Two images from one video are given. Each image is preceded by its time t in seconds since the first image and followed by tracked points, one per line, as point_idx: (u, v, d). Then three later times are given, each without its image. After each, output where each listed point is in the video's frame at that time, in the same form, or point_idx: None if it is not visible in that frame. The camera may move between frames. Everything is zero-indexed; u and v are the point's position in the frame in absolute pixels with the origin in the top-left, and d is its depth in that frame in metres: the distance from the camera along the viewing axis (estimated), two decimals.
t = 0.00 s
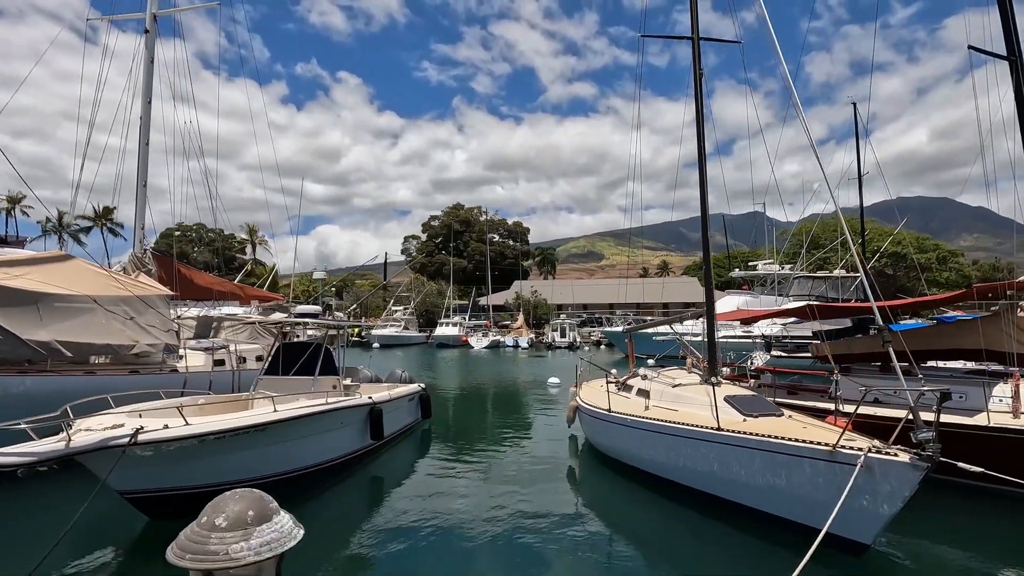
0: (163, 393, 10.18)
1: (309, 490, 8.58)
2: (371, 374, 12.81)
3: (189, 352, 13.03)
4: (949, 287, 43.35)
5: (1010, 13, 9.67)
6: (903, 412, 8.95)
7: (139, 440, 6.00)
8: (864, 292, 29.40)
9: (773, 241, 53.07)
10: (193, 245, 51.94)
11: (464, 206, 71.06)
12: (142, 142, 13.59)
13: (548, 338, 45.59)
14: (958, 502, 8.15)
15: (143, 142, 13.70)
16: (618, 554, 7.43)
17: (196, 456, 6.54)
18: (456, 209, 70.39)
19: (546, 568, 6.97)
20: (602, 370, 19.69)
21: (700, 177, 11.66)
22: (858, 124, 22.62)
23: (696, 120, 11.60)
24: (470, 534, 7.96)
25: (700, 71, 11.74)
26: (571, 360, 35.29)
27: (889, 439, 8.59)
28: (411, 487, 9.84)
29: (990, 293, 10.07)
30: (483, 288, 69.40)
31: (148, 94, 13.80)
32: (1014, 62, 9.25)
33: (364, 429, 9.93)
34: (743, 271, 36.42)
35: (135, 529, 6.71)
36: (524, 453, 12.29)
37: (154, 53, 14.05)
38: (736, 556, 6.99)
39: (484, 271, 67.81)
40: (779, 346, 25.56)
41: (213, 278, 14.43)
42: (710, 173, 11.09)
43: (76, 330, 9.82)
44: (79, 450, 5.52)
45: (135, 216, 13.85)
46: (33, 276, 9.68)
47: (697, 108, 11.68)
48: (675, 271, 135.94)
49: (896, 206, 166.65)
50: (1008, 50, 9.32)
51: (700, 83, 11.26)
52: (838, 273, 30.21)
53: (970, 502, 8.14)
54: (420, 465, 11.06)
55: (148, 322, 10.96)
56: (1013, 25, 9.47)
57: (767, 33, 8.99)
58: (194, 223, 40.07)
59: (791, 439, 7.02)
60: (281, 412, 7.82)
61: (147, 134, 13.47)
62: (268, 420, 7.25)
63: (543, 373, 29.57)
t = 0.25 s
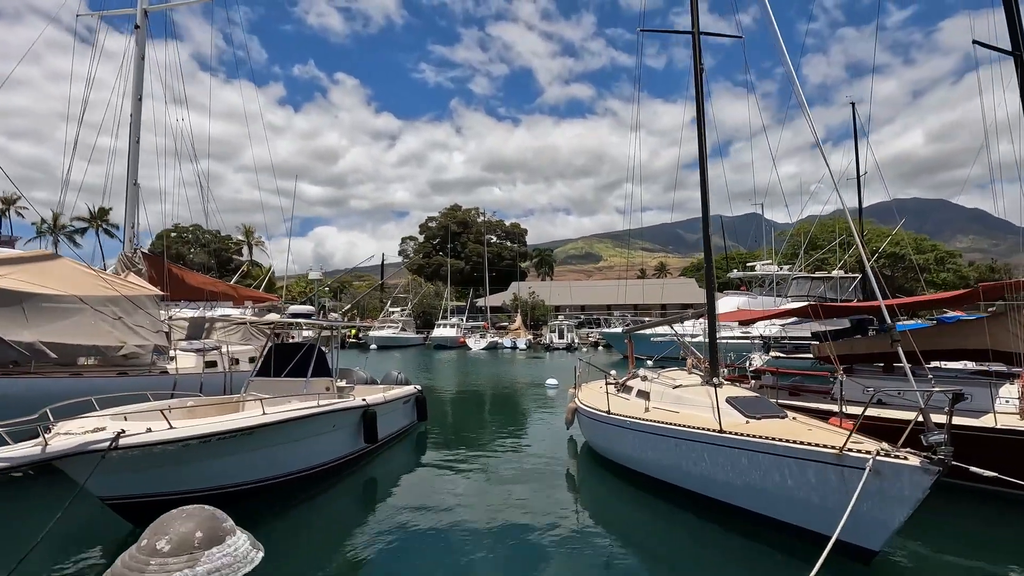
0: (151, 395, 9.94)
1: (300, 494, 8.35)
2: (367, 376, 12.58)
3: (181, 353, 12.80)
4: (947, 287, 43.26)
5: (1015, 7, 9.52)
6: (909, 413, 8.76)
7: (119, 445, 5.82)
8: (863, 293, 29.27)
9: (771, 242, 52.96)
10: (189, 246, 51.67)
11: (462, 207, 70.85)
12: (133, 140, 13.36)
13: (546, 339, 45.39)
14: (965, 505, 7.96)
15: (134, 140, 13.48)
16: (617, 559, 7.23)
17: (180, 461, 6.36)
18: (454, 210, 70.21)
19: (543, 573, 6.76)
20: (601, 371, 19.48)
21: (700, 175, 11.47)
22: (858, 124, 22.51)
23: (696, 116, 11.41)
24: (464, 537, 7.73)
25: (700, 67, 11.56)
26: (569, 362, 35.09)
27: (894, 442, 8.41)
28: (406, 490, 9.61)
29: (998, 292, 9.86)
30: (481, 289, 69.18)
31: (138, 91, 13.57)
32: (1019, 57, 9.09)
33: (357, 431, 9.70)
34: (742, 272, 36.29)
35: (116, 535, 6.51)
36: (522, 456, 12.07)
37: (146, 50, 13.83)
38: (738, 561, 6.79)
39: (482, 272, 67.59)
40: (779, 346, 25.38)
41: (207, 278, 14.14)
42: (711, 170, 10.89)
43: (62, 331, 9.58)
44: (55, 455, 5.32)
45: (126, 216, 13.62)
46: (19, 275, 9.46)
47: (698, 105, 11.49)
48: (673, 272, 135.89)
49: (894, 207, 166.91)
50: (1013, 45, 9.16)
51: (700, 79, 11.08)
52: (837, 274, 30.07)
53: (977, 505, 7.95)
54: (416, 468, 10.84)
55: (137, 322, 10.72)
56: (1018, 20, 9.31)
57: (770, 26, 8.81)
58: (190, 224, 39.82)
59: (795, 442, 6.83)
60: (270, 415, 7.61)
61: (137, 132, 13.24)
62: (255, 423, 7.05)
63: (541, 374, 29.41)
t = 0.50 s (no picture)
0: (141, 396, 9.73)
1: (292, 497, 8.15)
2: (363, 376, 12.38)
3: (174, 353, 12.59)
4: (947, 287, 43.16)
5: None
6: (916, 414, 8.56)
7: (100, 447, 5.62)
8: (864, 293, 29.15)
9: (771, 242, 52.86)
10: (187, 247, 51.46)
11: (461, 208, 70.68)
12: (125, 137, 13.16)
13: (546, 339, 45.22)
14: (976, 509, 7.76)
15: (126, 137, 13.28)
16: (618, 562, 7.02)
17: (166, 463, 6.17)
18: (453, 211, 70.07)
19: None
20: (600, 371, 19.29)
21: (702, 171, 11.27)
22: (858, 123, 22.47)
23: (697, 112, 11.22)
24: (460, 539, 7.53)
25: (701, 63, 11.38)
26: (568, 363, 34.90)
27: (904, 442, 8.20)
28: (401, 491, 9.40)
29: (1007, 290, 9.66)
30: (480, 290, 69.04)
31: (130, 87, 13.38)
32: None
33: (352, 433, 9.51)
34: (742, 272, 36.16)
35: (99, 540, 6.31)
36: (520, 457, 11.86)
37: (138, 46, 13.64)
38: (740, 565, 6.61)
39: (480, 273, 67.41)
40: (779, 347, 25.20)
41: (199, 277, 13.94)
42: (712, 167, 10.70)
43: (50, 330, 9.39)
44: (33, 457, 5.13)
45: (118, 214, 13.41)
46: (7, 272, 9.28)
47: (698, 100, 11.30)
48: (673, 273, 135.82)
49: (892, 207, 166.98)
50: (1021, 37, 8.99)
51: (701, 74, 10.88)
52: (837, 274, 29.93)
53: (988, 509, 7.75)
54: (412, 469, 10.63)
55: (128, 322, 10.54)
56: None
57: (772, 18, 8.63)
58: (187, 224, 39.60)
59: (801, 444, 6.63)
60: (260, 416, 7.41)
61: (129, 128, 13.04)
62: (244, 424, 6.87)
63: (540, 375, 29.27)
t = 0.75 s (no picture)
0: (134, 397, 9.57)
1: (286, 500, 7.96)
2: (362, 377, 12.16)
3: (169, 354, 12.39)
4: (951, 288, 42.87)
5: None
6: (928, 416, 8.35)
7: (84, 450, 5.46)
8: (867, 293, 28.90)
9: (773, 242, 52.60)
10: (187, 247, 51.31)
11: (462, 208, 70.48)
12: (120, 134, 12.98)
13: (547, 340, 44.97)
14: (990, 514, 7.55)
15: (121, 135, 13.11)
16: (621, 567, 6.82)
17: (151, 466, 6.04)
18: (454, 211, 69.90)
19: None
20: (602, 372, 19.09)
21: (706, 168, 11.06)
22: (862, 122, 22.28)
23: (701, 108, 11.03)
24: (457, 542, 7.32)
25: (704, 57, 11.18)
26: (570, 363, 34.67)
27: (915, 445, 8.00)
28: (399, 493, 9.20)
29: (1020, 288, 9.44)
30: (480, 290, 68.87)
31: (126, 84, 13.21)
32: None
33: (348, 435, 9.32)
34: (744, 272, 35.90)
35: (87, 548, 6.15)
36: (521, 459, 11.66)
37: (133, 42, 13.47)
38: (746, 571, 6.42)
39: (481, 273, 67.21)
40: (783, 347, 24.96)
41: (195, 277, 13.76)
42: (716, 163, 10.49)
43: (40, 330, 9.28)
44: (11, 461, 4.99)
45: (113, 212, 13.24)
46: None
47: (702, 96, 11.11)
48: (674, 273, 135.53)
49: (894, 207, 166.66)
50: None
51: (705, 67, 10.68)
52: (840, 274, 29.69)
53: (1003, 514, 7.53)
54: (411, 471, 10.44)
55: (121, 322, 10.38)
56: None
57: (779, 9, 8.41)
58: (186, 224, 39.43)
59: (808, 447, 6.43)
60: (251, 417, 7.24)
61: (125, 125, 12.86)
62: (232, 426, 6.71)
63: (542, 376, 29.04)
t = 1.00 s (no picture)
0: (134, 397, 9.43)
1: (288, 503, 7.80)
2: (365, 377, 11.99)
3: (171, 354, 12.25)
4: (960, 287, 42.41)
5: None
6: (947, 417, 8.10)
7: (75, 453, 5.31)
8: (876, 293, 28.56)
9: (779, 242, 52.23)
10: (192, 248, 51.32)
11: (465, 208, 70.32)
12: (121, 132, 12.86)
13: (552, 341, 44.74)
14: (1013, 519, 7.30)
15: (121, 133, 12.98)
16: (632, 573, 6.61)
17: (146, 469, 5.90)
18: (458, 212, 69.78)
19: None
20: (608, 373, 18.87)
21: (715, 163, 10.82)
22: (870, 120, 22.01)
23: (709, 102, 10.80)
24: (463, 545, 7.13)
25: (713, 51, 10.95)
26: (575, 364, 34.43)
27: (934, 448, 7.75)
28: (403, 496, 9.02)
29: None
30: (485, 291, 68.71)
31: (126, 81, 13.10)
32: None
33: (350, 436, 9.15)
34: (751, 272, 35.58)
35: (85, 556, 5.97)
36: (527, 460, 11.45)
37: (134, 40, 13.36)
38: None
39: (486, 274, 67.04)
40: (791, 347, 24.66)
41: (196, 276, 13.62)
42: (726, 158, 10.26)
43: (38, 330, 9.13)
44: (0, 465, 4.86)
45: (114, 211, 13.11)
46: None
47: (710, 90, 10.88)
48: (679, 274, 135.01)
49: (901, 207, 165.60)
50: None
51: (713, 60, 10.46)
52: (848, 273, 29.36)
53: None
54: (414, 473, 10.25)
55: (120, 322, 10.26)
56: None
57: None
58: (191, 225, 39.36)
59: (824, 450, 6.21)
60: (250, 419, 7.08)
61: (125, 124, 12.75)
62: (230, 428, 6.57)
63: (546, 377, 28.81)
